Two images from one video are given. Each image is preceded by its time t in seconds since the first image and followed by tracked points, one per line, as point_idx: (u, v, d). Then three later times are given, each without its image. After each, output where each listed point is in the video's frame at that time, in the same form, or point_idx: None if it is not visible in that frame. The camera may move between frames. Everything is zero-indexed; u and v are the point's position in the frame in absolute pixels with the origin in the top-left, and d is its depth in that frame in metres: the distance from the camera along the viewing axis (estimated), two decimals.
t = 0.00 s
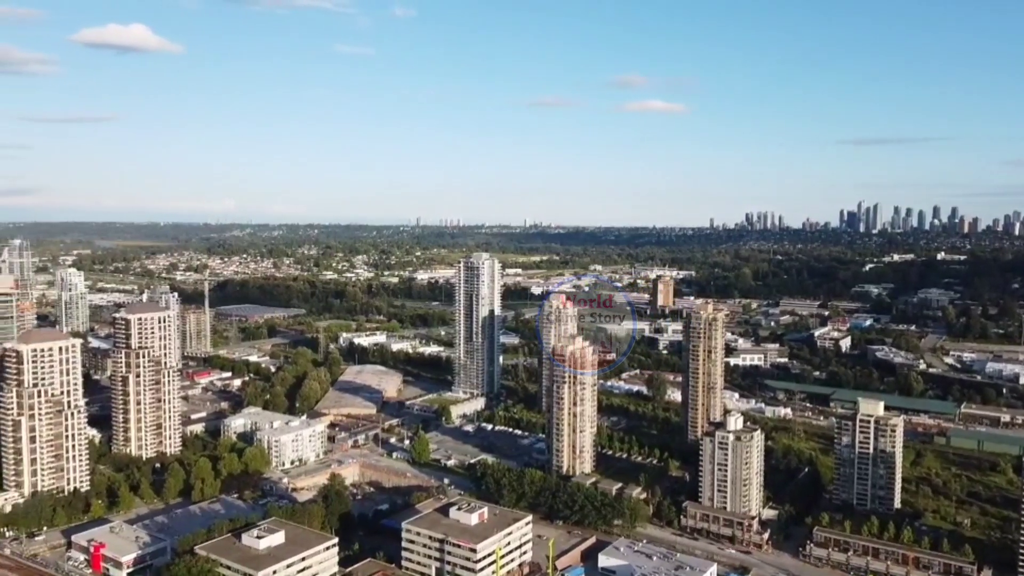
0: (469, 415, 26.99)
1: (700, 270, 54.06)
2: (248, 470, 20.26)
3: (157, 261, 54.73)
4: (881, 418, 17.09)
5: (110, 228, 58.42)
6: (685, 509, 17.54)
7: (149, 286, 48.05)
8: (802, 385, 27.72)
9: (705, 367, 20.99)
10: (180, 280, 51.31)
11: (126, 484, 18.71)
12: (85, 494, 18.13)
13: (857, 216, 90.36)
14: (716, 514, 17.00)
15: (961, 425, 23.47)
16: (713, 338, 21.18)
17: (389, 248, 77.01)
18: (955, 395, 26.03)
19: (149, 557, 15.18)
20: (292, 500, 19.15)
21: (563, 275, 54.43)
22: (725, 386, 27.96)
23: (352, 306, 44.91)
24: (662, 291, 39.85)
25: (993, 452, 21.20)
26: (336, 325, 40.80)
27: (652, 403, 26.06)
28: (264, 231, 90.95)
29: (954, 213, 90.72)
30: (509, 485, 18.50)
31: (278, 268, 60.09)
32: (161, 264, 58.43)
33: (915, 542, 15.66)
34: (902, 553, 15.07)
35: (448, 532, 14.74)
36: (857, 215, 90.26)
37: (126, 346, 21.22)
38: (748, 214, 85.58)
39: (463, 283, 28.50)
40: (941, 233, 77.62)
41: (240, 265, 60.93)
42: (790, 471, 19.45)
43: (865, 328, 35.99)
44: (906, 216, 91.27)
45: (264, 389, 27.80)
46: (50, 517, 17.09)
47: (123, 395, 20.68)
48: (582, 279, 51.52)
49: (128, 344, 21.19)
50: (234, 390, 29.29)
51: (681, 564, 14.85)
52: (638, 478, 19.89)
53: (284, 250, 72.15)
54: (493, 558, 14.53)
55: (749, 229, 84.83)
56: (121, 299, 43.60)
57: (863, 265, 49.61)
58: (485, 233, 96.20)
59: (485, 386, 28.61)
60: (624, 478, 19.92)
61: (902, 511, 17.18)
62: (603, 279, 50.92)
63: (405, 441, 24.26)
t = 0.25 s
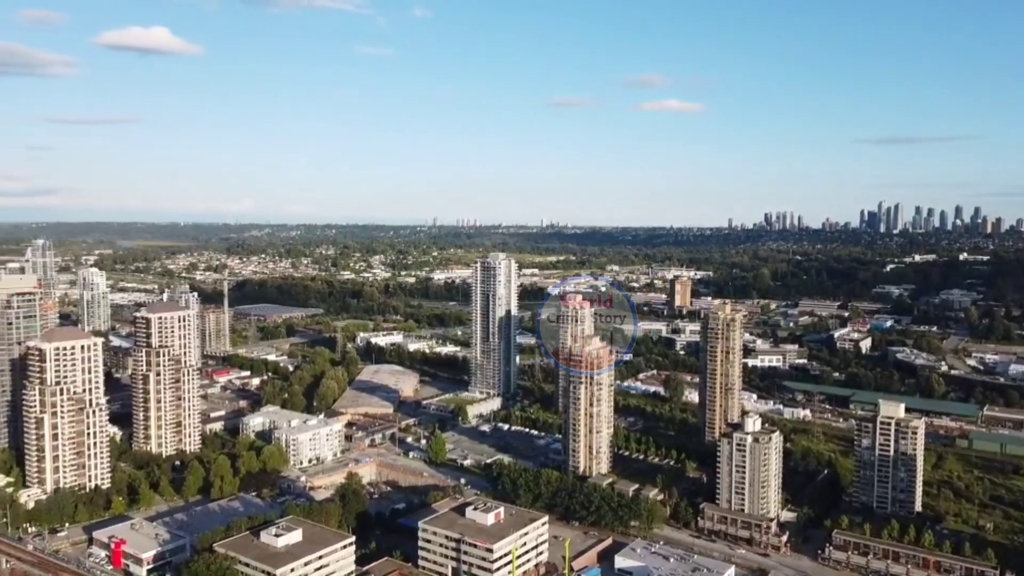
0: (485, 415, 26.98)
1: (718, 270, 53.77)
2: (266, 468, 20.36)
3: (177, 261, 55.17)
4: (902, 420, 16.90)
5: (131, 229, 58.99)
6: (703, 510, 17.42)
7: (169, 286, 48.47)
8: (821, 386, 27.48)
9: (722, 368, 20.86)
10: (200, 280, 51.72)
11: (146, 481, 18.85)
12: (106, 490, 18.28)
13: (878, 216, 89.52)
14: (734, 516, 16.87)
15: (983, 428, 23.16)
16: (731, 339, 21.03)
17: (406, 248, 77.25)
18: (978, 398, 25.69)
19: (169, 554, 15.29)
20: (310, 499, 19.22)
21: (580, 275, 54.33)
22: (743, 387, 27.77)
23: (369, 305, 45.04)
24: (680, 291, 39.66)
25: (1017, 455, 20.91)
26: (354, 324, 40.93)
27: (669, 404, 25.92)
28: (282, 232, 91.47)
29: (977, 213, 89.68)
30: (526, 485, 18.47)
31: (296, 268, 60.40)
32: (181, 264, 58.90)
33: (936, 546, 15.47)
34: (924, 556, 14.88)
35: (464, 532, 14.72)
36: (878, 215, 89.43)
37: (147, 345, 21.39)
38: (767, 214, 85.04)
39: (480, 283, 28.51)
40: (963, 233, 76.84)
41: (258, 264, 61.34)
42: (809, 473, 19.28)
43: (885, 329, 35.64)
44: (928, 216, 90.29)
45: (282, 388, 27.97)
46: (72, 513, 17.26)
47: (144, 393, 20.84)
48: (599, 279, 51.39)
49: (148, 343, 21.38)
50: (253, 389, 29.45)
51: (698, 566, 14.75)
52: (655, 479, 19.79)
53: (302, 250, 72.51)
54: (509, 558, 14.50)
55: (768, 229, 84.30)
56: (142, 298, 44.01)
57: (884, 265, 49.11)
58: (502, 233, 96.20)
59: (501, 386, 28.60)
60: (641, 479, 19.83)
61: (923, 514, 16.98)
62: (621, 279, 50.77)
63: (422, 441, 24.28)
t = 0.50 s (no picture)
0: (500, 415, 26.98)
1: (734, 270, 53.52)
2: (282, 466, 20.46)
3: (194, 261, 55.57)
4: (920, 423, 16.76)
5: (149, 229, 59.48)
6: (718, 512, 17.33)
7: (186, 285, 48.81)
8: (838, 388, 27.28)
9: (738, 369, 20.78)
10: (216, 280, 52.03)
11: (163, 479, 18.99)
12: (124, 488, 18.43)
13: (896, 216, 88.84)
14: (750, 518, 16.78)
15: (1003, 430, 22.92)
16: (746, 340, 20.92)
17: (421, 248, 77.42)
18: (997, 400, 25.42)
19: (185, 552, 15.39)
20: (325, 497, 19.29)
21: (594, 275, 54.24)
22: (760, 389, 27.61)
23: (384, 305, 45.16)
24: (695, 291, 39.49)
25: None
26: (369, 324, 41.06)
27: (684, 405, 25.81)
28: (298, 232, 91.93)
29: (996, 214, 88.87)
30: (540, 485, 18.45)
31: (311, 268, 60.68)
32: (198, 264, 59.33)
33: (954, 549, 15.32)
34: (942, 560, 14.78)
35: (479, 532, 14.72)
36: (896, 215, 88.74)
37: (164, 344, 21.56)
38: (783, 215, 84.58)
39: (494, 284, 28.52)
40: (983, 233, 76.39)
41: (274, 264, 61.65)
42: (826, 475, 19.15)
43: (903, 331, 35.34)
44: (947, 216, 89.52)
45: (298, 387, 28.11)
46: (91, 511, 17.40)
47: (161, 391, 21.01)
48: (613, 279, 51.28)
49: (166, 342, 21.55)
50: (269, 388, 29.60)
51: (713, 568, 14.68)
52: (670, 480, 19.73)
53: (318, 250, 72.87)
54: (523, 558, 14.49)
55: (784, 230, 83.83)
56: (160, 297, 44.33)
57: (902, 266, 48.71)
58: (517, 234, 96.21)
59: (515, 387, 28.59)
60: (656, 480, 19.77)
61: (942, 517, 16.82)
62: (635, 279, 50.65)
63: (436, 441, 24.30)
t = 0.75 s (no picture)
0: (516, 415, 26.95)
1: (752, 271, 53.17)
2: (299, 465, 20.54)
3: (213, 261, 55.98)
4: (942, 425, 16.55)
5: (169, 229, 60.01)
6: (736, 514, 17.21)
7: (206, 285, 49.18)
8: (858, 390, 27.03)
9: (756, 370, 20.63)
10: (235, 279, 52.38)
11: (183, 477, 19.11)
12: (144, 485, 18.55)
13: (917, 216, 87.95)
14: (768, 520, 16.63)
15: None
16: (765, 341, 20.77)
17: (438, 248, 77.68)
18: (1021, 403, 25.07)
19: (204, 549, 15.47)
20: (342, 496, 19.35)
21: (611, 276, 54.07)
22: (778, 390, 27.40)
23: (401, 305, 45.27)
24: (713, 292, 39.25)
25: None
26: (386, 324, 41.17)
27: (701, 406, 25.67)
28: (316, 232, 92.40)
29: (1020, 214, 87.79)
30: (557, 486, 18.39)
31: (329, 268, 60.96)
32: (217, 264, 59.75)
33: (977, 554, 15.12)
34: (964, 564, 14.63)
35: (495, 532, 14.70)
36: (918, 215, 87.85)
37: (184, 343, 21.70)
38: (802, 214, 83.98)
39: (511, 284, 28.48)
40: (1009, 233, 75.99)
41: (292, 264, 61.98)
42: (845, 478, 18.96)
43: (925, 332, 34.95)
44: (970, 216, 88.51)
45: (316, 386, 28.22)
46: (111, 508, 17.54)
47: (181, 390, 21.14)
48: (631, 279, 51.12)
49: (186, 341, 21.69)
50: (286, 387, 29.74)
51: (731, 570, 14.57)
52: (687, 482, 19.62)
53: (335, 250, 73.19)
54: (540, 558, 14.45)
55: (803, 230, 83.23)
56: (179, 297, 44.67)
57: (923, 266, 48.19)
58: (534, 234, 96.16)
59: (532, 387, 28.55)
60: (673, 481, 19.66)
61: (964, 521, 16.61)
62: (653, 280, 50.44)
63: (453, 441, 24.31)
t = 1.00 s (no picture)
0: (531, 416, 26.92)
1: (768, 271, 52.83)
2: (315, 464, 20.61)
3: (230, 261, 56.32)
4: (961, 427, 16.38)
5: (187, 229, 60.43)
6: (752, 516, 17.11)
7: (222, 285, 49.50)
8: (876, 391, 26.79)
9: (773, 371, 20.49)
10: (252, 279, 52.71)
11: (200, 475, 19.21)
12: (162, 483, 18.68)
13: (936, 216, 87.10)
14: (784, 523, 16.52)
15: None
16: (781, 342, 20.64)
17: (453, 248, 77.74)
18: None
19: (221, 547, 15.55)
20: (357, 495, 19.39)
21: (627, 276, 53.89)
22: (795, 392, 27.20)
23: (416, 305, 45.33)
24: (729, 292, 39.02)
25: None
26: (401, 324, 41.25)
27: (717, 407, 25.53)
28: (331, 232, 92.75)
29: None
30: (571, 487, 18.35)
31: (345, 268, 61.15)
32: (234, 264, 60.11)
33: (997, 558, 14.94)
34: (984, 568, 14.47)
35: (509, 532, 14.69)
36: (937, 215, 87.00)
37: (201, 343, 21.85)
38: (819, 215, 83.40)
39: (526, 284, 28.44)
40: None
41: (308, 264, 62.22)
42: (863, 480, 18.81)
43: (944, 333, 34.60)
44: (990, 216, 87.54)
45: (331, 385, 28.31)
46: (130, 505, 17.66)
47: (198, 389, 21.26)
48: (646, 280, 50.94)
49: (202, 340, 21.85)
50: (302, 387, 29.86)
51: (746, 572, 14.48)
52: (703, 483, 19.52)
53: (351, 250, 73.41)
54: (554, 559, 14.43)
55: (820, 230, 82.67)
56: (197, 297, 44.98)
57: (943, 267, 47.71)
58: (549, 234, 96.07)
59: (547, 387, 28.50)
60: (688, 483, 19.57)
61: (983, 524, 16.42)
62: (668, 280, 50.24)
63: (467, 440, 24.31)
